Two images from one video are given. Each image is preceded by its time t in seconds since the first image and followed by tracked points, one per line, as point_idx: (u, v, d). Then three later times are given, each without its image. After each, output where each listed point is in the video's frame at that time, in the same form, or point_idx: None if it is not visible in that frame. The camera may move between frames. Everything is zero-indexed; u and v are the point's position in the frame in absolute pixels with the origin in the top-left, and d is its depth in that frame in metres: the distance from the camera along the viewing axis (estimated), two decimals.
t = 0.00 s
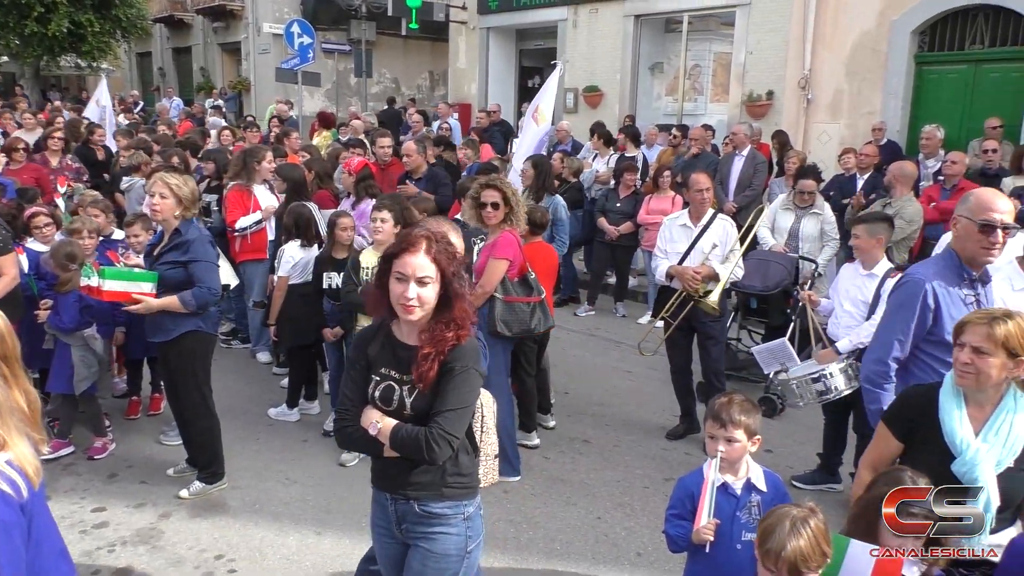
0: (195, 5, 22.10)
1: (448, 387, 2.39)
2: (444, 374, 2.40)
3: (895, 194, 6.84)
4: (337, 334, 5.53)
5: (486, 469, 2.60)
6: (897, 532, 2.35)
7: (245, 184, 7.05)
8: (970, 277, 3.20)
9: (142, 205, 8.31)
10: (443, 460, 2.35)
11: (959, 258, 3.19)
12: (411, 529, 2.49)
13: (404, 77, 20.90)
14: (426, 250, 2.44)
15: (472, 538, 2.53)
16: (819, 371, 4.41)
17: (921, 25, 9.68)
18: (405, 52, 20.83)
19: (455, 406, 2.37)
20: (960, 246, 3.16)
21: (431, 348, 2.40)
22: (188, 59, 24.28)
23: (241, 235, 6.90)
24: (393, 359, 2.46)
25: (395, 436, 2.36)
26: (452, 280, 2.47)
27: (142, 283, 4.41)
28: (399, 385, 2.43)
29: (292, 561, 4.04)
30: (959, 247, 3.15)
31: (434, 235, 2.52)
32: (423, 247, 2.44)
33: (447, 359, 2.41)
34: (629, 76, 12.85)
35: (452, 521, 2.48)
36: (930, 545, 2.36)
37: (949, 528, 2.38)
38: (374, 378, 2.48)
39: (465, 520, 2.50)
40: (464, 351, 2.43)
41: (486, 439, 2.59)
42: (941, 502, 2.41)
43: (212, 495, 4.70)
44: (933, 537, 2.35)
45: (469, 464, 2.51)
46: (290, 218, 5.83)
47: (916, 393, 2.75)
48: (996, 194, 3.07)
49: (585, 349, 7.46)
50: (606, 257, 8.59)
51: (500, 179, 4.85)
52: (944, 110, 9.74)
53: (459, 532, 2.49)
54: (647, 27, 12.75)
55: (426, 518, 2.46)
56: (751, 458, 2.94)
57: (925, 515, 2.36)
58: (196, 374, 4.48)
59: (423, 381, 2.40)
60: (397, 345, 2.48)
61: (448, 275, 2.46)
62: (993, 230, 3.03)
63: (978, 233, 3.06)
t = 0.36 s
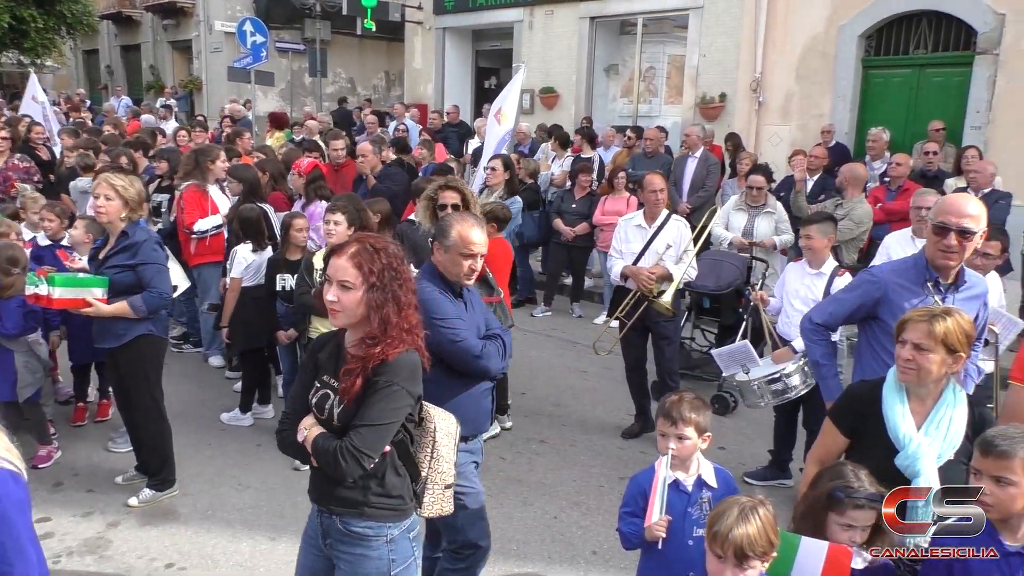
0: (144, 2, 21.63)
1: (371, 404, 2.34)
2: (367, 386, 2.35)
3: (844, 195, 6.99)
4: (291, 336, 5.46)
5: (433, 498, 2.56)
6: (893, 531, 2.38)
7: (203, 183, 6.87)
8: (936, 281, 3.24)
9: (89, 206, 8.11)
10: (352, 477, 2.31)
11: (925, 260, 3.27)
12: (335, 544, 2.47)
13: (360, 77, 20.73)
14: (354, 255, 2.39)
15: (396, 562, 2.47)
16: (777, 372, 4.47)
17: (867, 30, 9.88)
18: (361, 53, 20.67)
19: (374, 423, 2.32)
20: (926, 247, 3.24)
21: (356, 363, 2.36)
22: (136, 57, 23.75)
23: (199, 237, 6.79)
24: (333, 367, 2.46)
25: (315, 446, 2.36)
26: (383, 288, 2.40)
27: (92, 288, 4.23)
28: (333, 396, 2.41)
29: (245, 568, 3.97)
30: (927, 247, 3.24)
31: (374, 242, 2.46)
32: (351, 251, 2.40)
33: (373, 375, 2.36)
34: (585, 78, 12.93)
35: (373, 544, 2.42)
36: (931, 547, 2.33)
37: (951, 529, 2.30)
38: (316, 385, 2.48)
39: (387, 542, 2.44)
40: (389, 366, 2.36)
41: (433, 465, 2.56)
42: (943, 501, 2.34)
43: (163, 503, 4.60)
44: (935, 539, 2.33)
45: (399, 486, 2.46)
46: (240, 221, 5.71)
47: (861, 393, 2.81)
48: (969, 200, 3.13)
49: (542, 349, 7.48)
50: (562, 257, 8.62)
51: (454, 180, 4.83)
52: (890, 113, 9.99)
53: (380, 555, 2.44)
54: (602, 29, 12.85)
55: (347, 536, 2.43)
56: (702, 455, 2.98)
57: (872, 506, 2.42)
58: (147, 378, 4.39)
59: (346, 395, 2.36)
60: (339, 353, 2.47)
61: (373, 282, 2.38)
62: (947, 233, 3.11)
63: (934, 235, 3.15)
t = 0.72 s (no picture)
0: None
1: (295, 413, 2.32)
2: (290, 395, 2.34)
3: (792, 195, 7.14)
4: (241, 340, 5.38)
5: (364, 510, 2.52)
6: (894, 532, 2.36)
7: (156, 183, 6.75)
8: (872, 282, 3.31)
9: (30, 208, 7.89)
10: (275, 488, 2.29)
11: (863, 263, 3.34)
12: (259, 556, 2.45)
13: (312, 78, 20.51)
14: (281, 258, 2.40)
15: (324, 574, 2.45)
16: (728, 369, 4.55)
17: (812, 33, 10.11)
18: (312, 53, 20.45)
19: (297, 433, 2.30)
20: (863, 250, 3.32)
21: (282, 371, 2.35)
22: (79, 55, 23.15)
23: (154, 239, 6.70)
24: (262, 375, 2.45)
25: (240, 455, 2.35)
26: (309, 293, 2.41)
27: (32, 293, 4.09)
28: (260, 404, 2.40)
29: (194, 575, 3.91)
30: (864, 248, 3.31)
31: (302, 245, 2.47)
32: (279, 254, 2.42)
33: (298, 384, 2.35)
34: (538, 79, 12.99)
35: (298, 557, 2.41)
36: (929, 545, 2.33)
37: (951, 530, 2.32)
38: (244, 393, 2.47)
39: (313, 555, 2.42)
40: (313, 374, 2.35)
41: (365, 475, 2.53)
42: (942, 501, 2.33)
43: (110, 511, 4.50)
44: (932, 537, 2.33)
45: (323, 498, 2.43)
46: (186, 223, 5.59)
47: (801, 390, 2.88)
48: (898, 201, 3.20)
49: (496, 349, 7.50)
50: (516, 258, 8.65)
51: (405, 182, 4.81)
52: (834, 115, 10.23)
53: (306, 568, 2.42)
54: (554, 30, 12.92)
55: (271, 549, 2.41)
56: (651, 452, 3.02)
57: (812, 491, 2.52)
58: (90, 386, 4.29)
59: (272, 404, 2.34)
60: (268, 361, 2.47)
61: (300, 286, 2.39)
62: (875, 233, 3.21)
63: (865, 235, 3.25)
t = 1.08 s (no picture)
0: None
1: (207, 417, 2.31)
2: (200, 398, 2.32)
3: (740, 194, 7.26)
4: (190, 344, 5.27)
5: (267, 507, 2.51)
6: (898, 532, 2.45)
7: (100, 182, 6.63)
8: (806, 283, 3.39)
9: None
10: (191, 493, 2.28)
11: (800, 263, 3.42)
12: (165, 566, 2.40)
13: (262, 78, 20.22)
14: (184, 258, 2.37)
15: (236, 572, 2.47)
16: (675, 365, 4.62)
17: (759, 35, 10.29)
18: (262, 53, 20.16)
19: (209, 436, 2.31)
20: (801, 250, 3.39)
21: (192, 375, 2.32)
22: (19, 54, 22.48)
23: (99, 239, 6.53)
24: (161, 378, 2.40)
25: (145, 464, 2.29)
26: (216, 293, 2.40)
27: None
28: (162, 408, 2.35)
29: None
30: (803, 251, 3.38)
31: (204, 245, 2.44)
32: (183, 253, 2.39)
33: (210, 387, 2.34)
34: (490, 80, 13.01)
35: (209, 558, 2.40)
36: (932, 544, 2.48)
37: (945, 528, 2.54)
38: (140, 398, 2.41)
39: (225, 554, 2.43)
40: (227, 378, 2.35)
41: (269, 473, 2.50)
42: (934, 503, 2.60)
43: (53, 522, 4.39)
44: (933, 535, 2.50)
45: (228, 499, 2.41)
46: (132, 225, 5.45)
47: (747, 387, 2.93)
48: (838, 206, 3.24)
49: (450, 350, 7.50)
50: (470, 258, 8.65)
51: (358, 183, 4.77)
52: (781, 116, 10.44)
53: (218, 568, 2.42)
54: (506, 31, 12.94)
55: (180, 555, 2.38)
56: (603, 449, 3.04)
57: (757, 480, 2.57)
58: (31, 395, 4.19)
59: (181, 408, 2.31)
60: (167, 363, 2.41)
61: (207, 285, 2.38)
62: (833, 244, 3.22)
63: (819, 246, 3.25)
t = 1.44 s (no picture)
0: None
1: (130, 417, 2.30)
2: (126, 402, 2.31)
3: (690, 194, 7.36)
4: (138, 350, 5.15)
5: (176, 504, 2.54)
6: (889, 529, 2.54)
7: (35, 183, 6.43)
8: (767, 281, 3.47)
9: None
10: (124, 494, 2.25)
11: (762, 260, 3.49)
12: (82, 573, 2.35)
13: (211, 77, 19.88)
14: (95, 259, 2.34)
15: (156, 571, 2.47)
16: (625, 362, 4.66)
17: (708, 37, 10.44)
18: (210, 52, 19.81)
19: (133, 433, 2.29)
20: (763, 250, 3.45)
21: (110, 376, 2.29)
22: None
23: (33, 242, 6.29)
24: (64, 385, 2.32)
25: (63, 472, 2.22)
26: (130, 293, 2.38)
27: None
28: (74, 415, 2.29)
29: None
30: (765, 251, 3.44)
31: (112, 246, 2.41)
32: (96, 255, 2.35)
33: (130, 388, 2.32)
34: (444, 80, 12.98)
35: (133, 559, 2.39)
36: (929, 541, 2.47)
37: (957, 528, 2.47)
38: (42, 407, 2.31)
39: (148, 555, 2.43)
40: (147, 377, 2.35)
41: (176, 470, 2.53)
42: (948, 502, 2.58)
43: None
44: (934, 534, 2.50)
45: (148, 499, 2.41)
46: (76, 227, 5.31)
47: (701, 382, 2.97)
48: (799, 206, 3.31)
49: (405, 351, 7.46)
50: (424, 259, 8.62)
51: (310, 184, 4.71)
52: (731, 116, 10.61)
53: (141, 568, 2.42)
54: (459, 31, 12.93)
55: (100, 559, 2.34)
56: (555, 447, 3.06)
57: (700, 470, 2.62)
58: None
59: (101, 412, 2.27)
60: (71, 369, 2.34)
61: (124, 287, 2.37)
62: (793, 244, 3.27)
63: (780, 247, 3.30)
